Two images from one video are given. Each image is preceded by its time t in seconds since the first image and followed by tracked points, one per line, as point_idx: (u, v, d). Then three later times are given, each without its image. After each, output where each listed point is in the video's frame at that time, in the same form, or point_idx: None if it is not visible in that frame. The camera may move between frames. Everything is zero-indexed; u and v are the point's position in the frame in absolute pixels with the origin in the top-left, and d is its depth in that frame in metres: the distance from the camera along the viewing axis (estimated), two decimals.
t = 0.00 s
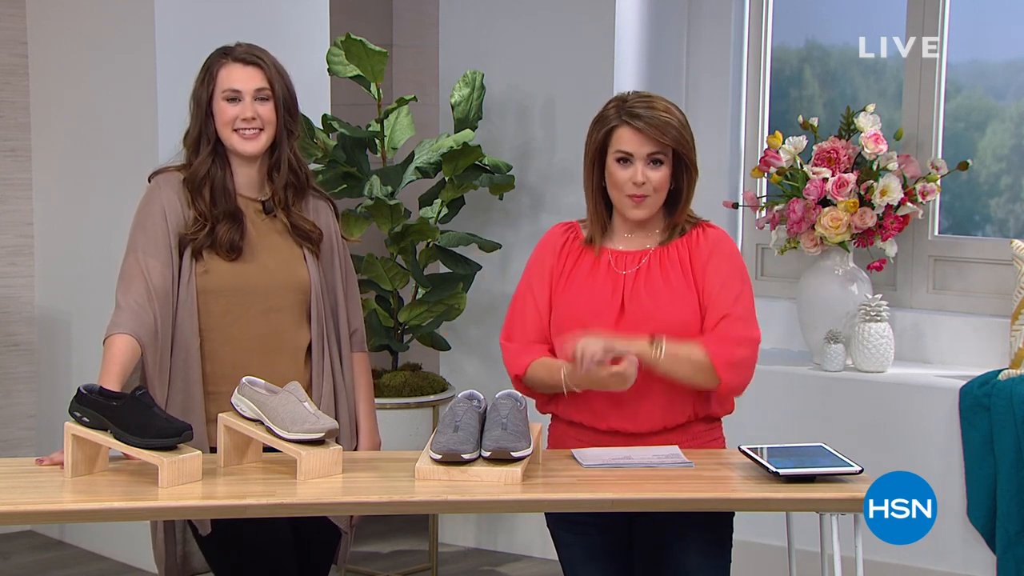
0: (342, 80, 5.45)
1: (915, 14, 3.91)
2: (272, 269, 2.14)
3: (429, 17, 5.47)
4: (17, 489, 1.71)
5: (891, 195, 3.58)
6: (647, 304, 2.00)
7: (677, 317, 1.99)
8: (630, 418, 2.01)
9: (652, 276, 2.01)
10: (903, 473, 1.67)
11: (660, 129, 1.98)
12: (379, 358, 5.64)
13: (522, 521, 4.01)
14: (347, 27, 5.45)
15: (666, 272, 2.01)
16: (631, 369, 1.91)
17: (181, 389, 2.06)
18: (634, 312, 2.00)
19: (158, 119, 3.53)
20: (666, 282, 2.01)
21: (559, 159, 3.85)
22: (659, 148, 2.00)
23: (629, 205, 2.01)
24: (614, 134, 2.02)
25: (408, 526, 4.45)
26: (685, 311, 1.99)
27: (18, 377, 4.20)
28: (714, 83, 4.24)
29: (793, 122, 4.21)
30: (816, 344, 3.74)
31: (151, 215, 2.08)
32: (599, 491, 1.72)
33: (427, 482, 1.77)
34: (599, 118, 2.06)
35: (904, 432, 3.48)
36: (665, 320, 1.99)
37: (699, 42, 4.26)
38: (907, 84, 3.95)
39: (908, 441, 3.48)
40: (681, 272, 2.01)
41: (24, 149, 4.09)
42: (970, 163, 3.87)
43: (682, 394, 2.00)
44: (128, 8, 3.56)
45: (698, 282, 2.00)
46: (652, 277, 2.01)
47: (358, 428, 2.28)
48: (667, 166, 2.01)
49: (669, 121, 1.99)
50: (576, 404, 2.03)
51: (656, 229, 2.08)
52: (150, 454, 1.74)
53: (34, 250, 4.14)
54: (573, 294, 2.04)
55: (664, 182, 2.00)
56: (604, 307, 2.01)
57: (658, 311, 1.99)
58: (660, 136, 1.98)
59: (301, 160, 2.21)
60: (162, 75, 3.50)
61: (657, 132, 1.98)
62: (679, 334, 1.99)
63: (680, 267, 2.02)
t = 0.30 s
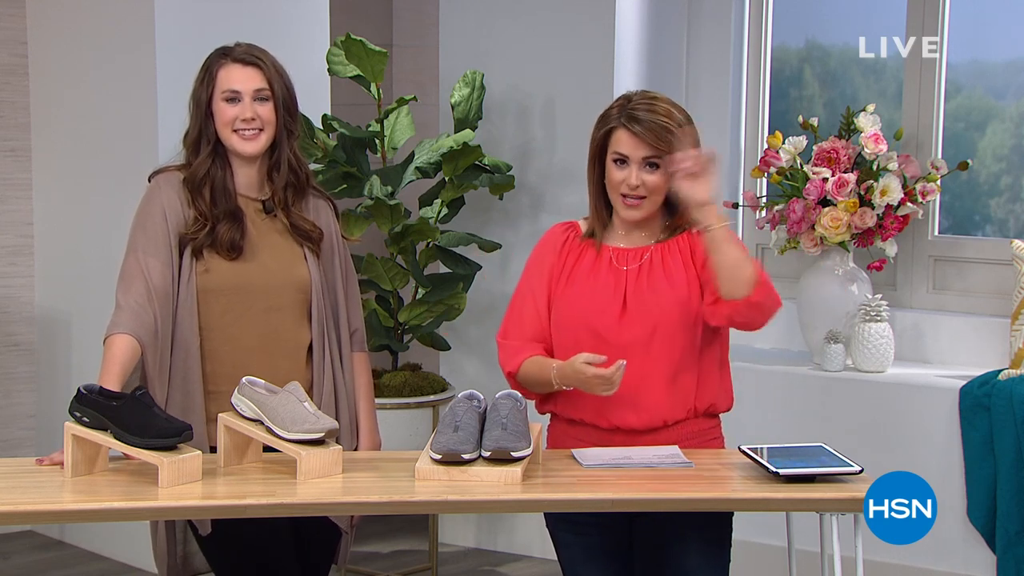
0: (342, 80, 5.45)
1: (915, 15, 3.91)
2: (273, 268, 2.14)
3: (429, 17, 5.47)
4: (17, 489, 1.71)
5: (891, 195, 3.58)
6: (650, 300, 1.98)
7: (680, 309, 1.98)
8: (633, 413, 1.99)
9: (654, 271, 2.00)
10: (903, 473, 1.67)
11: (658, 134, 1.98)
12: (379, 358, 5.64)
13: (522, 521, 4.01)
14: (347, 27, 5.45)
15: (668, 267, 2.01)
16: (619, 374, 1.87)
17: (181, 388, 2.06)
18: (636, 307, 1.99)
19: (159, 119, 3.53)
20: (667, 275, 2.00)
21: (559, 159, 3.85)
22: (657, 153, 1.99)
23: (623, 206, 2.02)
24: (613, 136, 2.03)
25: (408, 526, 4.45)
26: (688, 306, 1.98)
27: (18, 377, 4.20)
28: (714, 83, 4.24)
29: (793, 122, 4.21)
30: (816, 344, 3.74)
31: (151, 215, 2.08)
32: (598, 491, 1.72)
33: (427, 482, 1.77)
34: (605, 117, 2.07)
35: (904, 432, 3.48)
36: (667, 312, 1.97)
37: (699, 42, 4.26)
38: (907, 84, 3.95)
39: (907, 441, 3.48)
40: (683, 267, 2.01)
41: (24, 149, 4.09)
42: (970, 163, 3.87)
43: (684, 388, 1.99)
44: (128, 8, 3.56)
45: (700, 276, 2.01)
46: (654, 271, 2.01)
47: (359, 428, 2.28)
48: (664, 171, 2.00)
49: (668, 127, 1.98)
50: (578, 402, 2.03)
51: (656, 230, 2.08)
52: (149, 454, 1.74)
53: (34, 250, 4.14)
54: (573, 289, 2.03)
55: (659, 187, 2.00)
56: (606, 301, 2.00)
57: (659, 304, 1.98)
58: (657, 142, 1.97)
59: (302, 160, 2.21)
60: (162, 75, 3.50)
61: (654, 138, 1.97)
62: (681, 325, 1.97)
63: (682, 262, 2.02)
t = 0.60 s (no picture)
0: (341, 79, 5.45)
1: (915, 15, 3.91)
2: (272, 267, 2.14)
3: (429, 17, 5.47)
4: (17, 489, 1.71)
5: (891, 195, 3.58)
6: (654, 299, 1.98)
7: (686, 313, 1.97)
8: (634, 414, 1.99)
9: (659, 272, 2.01)
10: (903, 473, 1.67)
11: (669, 137, 1.97)
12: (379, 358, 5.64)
13: (522, 521, 4.01)
14: (347, 26, 5.45)
15: (673, 270, 2.01)
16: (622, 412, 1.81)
17: (180, 387, 2.06)
18: (641, 308, 1.98)
19: (159, 119, 3.53)
20: (672, 279, 2.00)
21: (559, 159, 3.85)
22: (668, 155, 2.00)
23: (645, 213, 2.01)
24: (622, 149, 2.00)
25: (409, 526, 4.45)
26: (693, 307, 1.98)
27: (18, 377, 4.20)
28: (713, 83, 4.24)
29: (793, 122, 4.21)
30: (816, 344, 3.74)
31: (150, 214, 2.08)
32: (598, 491, 1.72)
33: (427, 482, 1.77)
34: (598, 128, 2.03)
35: (904, 432, 3.48)
36: (673, 314, 1.97)
37: (699, 42, 4.26)
38: (907, 84, 3.95)
39: (907, 442, 3.48)
40: (688, 271, 2.02)
41: (24, 149, 4.09)
42: (970, 163, 3.87)
43: (689, 391, 1.98)
44: (128, 8, 3.56)
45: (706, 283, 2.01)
46: (658, 273, 2.01)
47: (358, 428, 2.27)
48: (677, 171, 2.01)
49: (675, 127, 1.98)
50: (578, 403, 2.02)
51: (658, 228, 2.10)
52: (150, 454, 1.74)
53: (33, 250, 4.14)
54: (575, 290, 2.02)
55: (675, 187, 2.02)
56: (610, 302, 1.99)
57: (666, 306, 1.97)
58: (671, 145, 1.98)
59: (300, 160, 2.21)
60: (162, 75, 3.50)
61: (668, 142, 1.97)
62: (687, 329, 1.97)
63: (686, 266, 2.02)
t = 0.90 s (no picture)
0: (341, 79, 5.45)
1: (915, 15, 3.91)
2: (270, 268, 2.14)
3: (429, 17, 5.47)
4: (17, 489, 1.71)
5: (891, 195, 3.58)
6: (675, 306, 2.00)
7: (707, 321, 2.00)
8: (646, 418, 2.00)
9: (677, 280, 2.03)
10: (903, 473, 1.67)
11: (688, 144, 1.99)
12: (379, 358, 5.64)
13: (522, 521, 4.01)
14: (347, 26, 5.46)
15: (689, 277, 2.04)
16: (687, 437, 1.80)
17: (178, 387, 2.06)
18: (662, 313, 2.00)
19: (159, 119, 3.53)
20: (689, 286, 2.03)
21: (559, 159, 3.86)
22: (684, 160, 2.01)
23: (670, 220, 2.02)
24: (641, 161, 1.99)
25: (409, 526, 4.45)
26: (710, 315, 2.01)
27: (18, 377, 4.20)
28: (714, 82, 4.24)
29: (793, 122, 4.21)
30: (816, 344, 3.74)
31: (148, 214, 2.07)
32: (598, 490, 1.72)
33: (427, 482, 1.77)
34: (613, 143, 2.02)
35: (904, 432, 3.48)
36: (694, 322, 1.99)
37: (699, 41, 4.26)
38: (907, 85, 3.95)
39: (907, 442, 3.48)
40: (702, 278, 2.05)
41: (24, 149, 4.09)
42: (970, 163, 3.86)
43: (703, 397, 2.01)
44: (128, 8, 3.56)
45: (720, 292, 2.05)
46: (675, 279, 2.03)
47: (355, 427, 2.28)
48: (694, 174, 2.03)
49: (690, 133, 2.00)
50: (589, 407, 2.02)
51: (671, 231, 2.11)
52: (150, 454, 1.74)
53: (33, 250, 4.14)
54: (597, 294, 2.02)
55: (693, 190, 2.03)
56: (632, 307, 2.00)
57: (687, 314, 2.00)
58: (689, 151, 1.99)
59: (297, 160, 2.21)
60: (162, 75, 3.50)
61: (687, 148, 1.99)
62: (706, 337, 2.00)
63: (701, 274, 2.05)
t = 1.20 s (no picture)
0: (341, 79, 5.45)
1: (915, 15, 3.91)
2: (267, 268, 2.14)
3: (429, 17, 5.47)
4: (18, 489, 1.71)
5: (891, 195, 3.58)
6: (678, 311, 2.00)
7: (710, 326, 2.00)
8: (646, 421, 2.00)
9: (680, 285, 2.03)
10: (902, 473, 1.67)
11: (697, 150, 1.99)
12: (379, 358, 5.64)
13: (522, 522, 4.01)
14: (347, 26, 5.46)
15: (693, 281, 2.04)
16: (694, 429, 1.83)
17: (175, 387, 2.06)
18: (665, 317, 2.00)
19: (159, 119, 3.53)
20: (693, 291, 2.03)
21: (559, 159, 3.86)
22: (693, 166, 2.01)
23: (676, 225, 2.02)
24: (649, 166, 1.99)
25: (409, 526, 4.45)
26: (714, 319, 2.01)
27: (18, 376, 4.20)
28: (714, 82, 4.24)
29: (793, 122, 4.21)
30: (816, 344, 3.74)
31: (144, 215, 2.06)
32: (598, 491, 1.72)
33: (427, 482, 1.77)
34: (622, 146, 2.02)
35: (904, 432, 3.48)
36: (696, 327, 1.99)
37: (699, 41, 4.26)
38: (907, 85, 3.95)
39: (907, 442, 3.48)
40: (706, 282, 2.05)
41: (23, 149, 4.09)
42: (970, 163, 3.86)
43: (704, 402, 2.01)
44: (128, 8, 3.56)
45: (724, 297, 2.05)
46: (679, 284, 2.03)
47: (353, 427, 2.28)
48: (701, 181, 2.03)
49: (700, 139, 1.99)
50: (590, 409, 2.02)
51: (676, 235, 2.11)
52: (149, 454, 1.74)
53: (33, 250, 4.14)
54: (600, 297, 2.02)
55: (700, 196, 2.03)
56: (635, 311, 2.00)
57: (690, 318, 1.99)
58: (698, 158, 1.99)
59: (296, 160, 2.23)
60: (162, 75, 3.50)
61: (696, 155, 1.99)
62: (709, 342, 2.00)
63: (704, 278, 2.05)
